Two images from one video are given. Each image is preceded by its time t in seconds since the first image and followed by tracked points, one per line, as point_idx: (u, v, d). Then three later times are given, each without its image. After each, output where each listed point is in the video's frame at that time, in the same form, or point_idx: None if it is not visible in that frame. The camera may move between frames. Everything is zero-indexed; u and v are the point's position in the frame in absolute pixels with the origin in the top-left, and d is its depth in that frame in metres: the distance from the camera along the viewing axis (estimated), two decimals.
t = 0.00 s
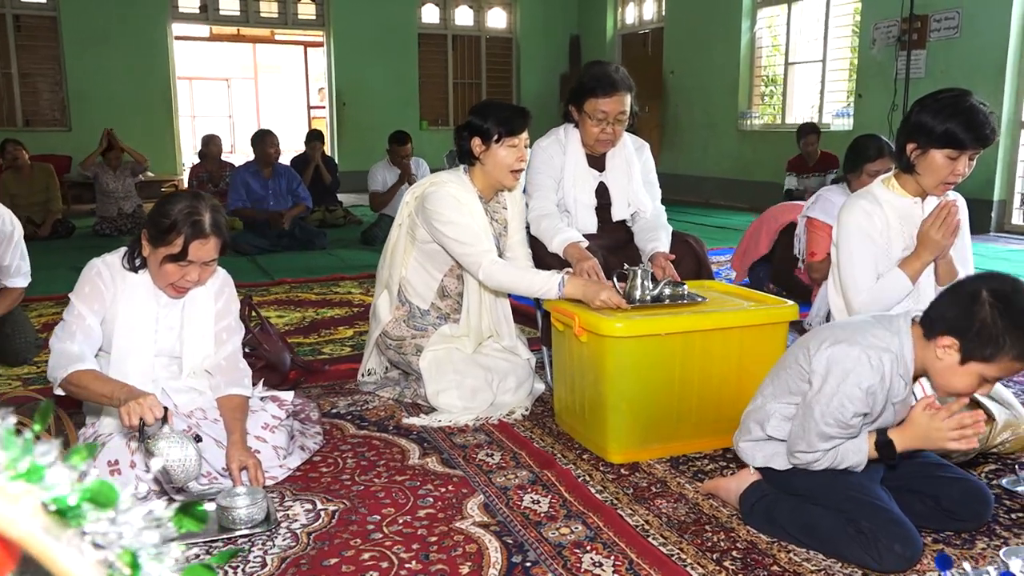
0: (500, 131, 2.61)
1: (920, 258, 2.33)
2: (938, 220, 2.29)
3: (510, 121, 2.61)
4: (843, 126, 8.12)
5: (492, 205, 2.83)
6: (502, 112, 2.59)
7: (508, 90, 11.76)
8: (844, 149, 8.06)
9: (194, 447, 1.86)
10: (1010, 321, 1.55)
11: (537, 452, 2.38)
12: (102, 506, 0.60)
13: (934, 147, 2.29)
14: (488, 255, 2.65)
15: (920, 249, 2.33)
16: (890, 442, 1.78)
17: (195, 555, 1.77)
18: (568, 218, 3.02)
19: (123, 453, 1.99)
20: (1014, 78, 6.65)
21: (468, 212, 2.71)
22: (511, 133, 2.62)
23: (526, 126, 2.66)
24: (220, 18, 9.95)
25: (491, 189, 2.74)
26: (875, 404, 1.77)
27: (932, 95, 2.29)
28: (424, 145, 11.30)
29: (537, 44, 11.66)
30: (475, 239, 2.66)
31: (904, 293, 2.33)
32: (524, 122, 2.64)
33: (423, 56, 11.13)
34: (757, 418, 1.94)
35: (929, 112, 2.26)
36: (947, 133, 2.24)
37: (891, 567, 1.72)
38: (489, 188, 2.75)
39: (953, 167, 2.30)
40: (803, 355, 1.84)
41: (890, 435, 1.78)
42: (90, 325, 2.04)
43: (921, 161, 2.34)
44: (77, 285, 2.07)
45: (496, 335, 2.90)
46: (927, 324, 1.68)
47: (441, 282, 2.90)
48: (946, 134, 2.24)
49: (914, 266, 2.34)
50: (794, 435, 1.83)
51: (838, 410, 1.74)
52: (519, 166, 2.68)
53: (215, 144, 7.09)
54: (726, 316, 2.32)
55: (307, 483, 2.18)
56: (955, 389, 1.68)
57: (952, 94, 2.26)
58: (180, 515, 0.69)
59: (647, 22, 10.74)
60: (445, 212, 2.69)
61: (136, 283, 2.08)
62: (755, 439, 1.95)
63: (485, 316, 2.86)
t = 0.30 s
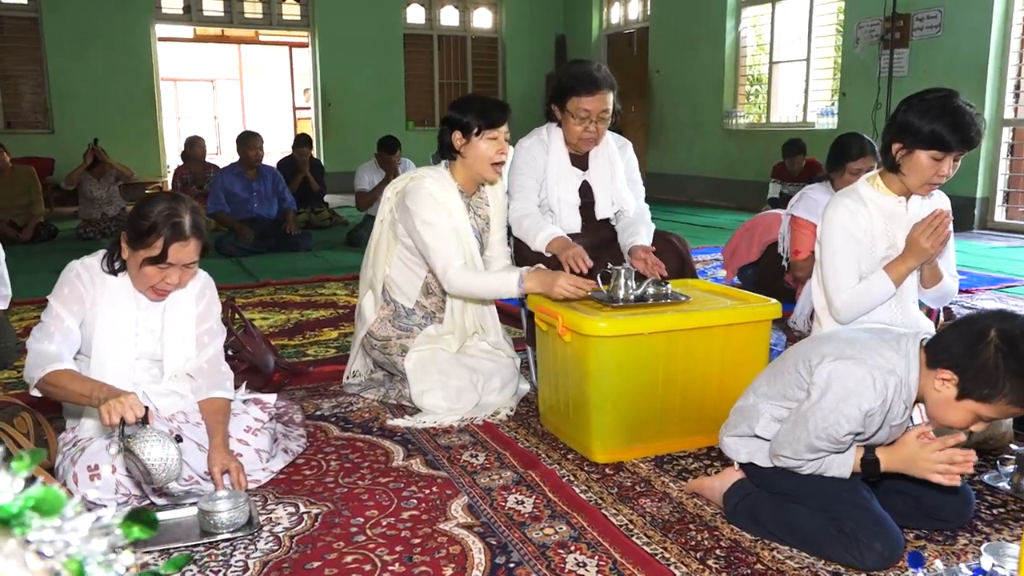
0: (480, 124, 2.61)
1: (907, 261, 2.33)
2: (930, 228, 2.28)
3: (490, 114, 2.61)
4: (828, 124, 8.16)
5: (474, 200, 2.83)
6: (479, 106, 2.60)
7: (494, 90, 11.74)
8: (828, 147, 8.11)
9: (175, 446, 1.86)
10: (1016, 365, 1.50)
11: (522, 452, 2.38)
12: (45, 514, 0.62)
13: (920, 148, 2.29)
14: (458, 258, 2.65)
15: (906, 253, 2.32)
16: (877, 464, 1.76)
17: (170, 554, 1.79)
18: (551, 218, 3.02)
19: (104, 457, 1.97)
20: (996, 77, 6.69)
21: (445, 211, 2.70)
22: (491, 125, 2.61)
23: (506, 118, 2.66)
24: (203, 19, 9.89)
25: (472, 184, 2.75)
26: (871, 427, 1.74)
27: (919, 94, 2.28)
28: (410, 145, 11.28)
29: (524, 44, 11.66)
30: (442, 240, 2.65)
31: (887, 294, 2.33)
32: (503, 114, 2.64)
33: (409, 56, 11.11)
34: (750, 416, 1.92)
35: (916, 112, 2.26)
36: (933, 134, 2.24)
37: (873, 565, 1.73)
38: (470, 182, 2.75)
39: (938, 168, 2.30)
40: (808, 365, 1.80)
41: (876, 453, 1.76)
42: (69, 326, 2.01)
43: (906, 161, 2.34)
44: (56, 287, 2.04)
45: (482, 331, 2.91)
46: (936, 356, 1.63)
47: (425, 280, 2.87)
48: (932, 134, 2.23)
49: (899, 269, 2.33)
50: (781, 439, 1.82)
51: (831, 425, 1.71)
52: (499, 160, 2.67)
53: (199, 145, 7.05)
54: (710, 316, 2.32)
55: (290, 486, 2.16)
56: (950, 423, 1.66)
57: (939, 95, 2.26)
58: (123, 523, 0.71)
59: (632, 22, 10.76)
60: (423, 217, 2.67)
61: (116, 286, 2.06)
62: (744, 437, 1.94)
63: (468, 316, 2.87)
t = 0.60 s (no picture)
0: (453, 115, 2.69)
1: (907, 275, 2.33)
2: (938, 255, 2.26)
3: (463, 105, 2.69)
4: (815, 124, 8.18)
5: (456, 192, 2.87)
6: (451, 100, 2.69)
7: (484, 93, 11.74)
8: (815, 147, 8.15)
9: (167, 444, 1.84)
10: (988, 355, 1.51)
11: (511, 454, 2.38)
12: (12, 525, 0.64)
13: (911, 152, 2.28)
14: (404, 252, 2.74)
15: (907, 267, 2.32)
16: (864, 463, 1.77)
17: (158, 559, 1.78)
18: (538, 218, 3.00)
19: (92, 464, 1.97)
20: (982, 76, 6.72)
21: (413, 203, 2.76)
22: (464, 114, 2.69)
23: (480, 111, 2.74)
24: (191, 22, 9.84)
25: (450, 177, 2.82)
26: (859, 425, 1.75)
27: (915, 98, 2.27)
28: (400, 148, 11.26)
29: (512, 45, 11.66)
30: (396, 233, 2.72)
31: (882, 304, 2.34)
32: (476, 104, 2.71)
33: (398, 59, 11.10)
34: (740, 416, 1.93)
35: (910, 116, 2.25)
36: (925, 139, 2.23)
37: (861, 563, 1.74)
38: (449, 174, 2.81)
39: (927, 173, 2.30)
40: (796, 364, 1.80)
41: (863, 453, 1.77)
42: (55, 331, 2.00)
43: (898, 165, 2.33)
44: (41, 293, 2.03)
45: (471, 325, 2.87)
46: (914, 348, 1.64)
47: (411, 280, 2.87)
48: (924, 139, 2.22)
49: (897, 282, 2.34)
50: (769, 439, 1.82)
51: (818, 424, 1.72)
52: (475, 149, 2.72)
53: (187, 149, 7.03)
54: (698, 316, 2.32)
55: (279, 491, 2.16)
56: (932, 419, 1.66)
57: (935, 100, 2.24)
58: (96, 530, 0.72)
59: (620, 23, 10.79)
60: (389, 214, 2.73)
61: (101, 292, 2.05)
62: (734, 436, 1.95)
63: (459, 316, 2.84)
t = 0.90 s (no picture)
0: (413, 106, 2.73)
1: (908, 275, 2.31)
2: (946, 251, 2.23)
3: (424, 95, 2.74)
4: (801, 122, 8.23)
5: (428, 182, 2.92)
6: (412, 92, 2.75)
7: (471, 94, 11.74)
8: (802, 145, 8.18)
9: (160, 443, 1.78)
10: (927, 302, 1.54)
11: (501, 453, 2.39)
12: None
13: (905, 161, 2.25)
14: (364, 235, 2.79)
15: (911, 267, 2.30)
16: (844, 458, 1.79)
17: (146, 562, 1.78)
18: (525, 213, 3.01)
19: (79, 467, 1.96)
20: (966, 74, 6.76)
21: (380, 194, 2.81)
22: (427, 104, 2.74)
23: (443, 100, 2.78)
24: (176, 23, 9.79)
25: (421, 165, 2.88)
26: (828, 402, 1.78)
27: (917, 104, 2.22)
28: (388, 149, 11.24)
29: (500, 44, 11.66)
30: (359, 219, 2.78)
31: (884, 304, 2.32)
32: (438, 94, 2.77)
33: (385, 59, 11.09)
34: (718, 413, 1.95)
35: (913, 124, 2.19)
36: (924, 149, 2.18)
37: (849, 557, 1.74)
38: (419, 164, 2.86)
39: (920, 183, 2.27)
40: (760, 351, 1.84)
41: (846, 451, 1.80)
42: (42, 332, 1.99)
43: (895, 172, 2.31)
44: (28, 294, 2.02)
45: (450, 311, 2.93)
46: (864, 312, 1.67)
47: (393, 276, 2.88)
48: (924, 149, 2.18)
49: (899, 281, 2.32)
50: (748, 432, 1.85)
51: (787, 408, 1.75)
52: (438, 137, 2.77)
53: (173, 150, 7.00)
54: (683, 312, 2.33)
55: (268, 492, 2.16)
56: (896, 379, 1.67)
57: (938, 110, 2.19)
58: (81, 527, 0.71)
59: (607, 22, 10.82)
60: (354, 204, 2.79)
61: (88, 294, 2.04)
62: (714, 434, 1.97)
63: (431, 298, 2.88)
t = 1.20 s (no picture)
0: (383, 104, 2.74)
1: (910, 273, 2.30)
2: (942, 244, 2.24)
3: (393, 93, 2.74)
4: (796, 121, 8.26)
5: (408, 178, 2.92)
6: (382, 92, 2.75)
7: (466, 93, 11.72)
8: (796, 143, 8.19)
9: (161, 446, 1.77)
10: (880, 242, 1.68)
11: (496, 451, 2.39)
12: None
13: (921, 181, 2.21)
14: (347, 230, 2.79)
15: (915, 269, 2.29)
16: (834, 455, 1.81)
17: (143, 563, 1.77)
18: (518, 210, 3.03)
19: (74, 467, 1.96)
20: (959, 72, 6.77)
21: (362, 189, 2.81)
22: (400, 102, 2.74)
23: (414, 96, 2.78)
24: (170, 22, 9.74)
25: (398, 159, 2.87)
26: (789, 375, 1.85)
27: (938, 124, 2.17)
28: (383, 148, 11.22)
29: (494, 43, 11.64)
30: (340, 215, 2.79)
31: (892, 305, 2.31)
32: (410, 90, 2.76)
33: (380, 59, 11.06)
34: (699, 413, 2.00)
35: (935, 145, 2.15)
36: (942, 172, 2.15)
37: (843, 555, 1.75)
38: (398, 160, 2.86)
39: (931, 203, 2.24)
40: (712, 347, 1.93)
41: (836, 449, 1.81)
42: (37, 332, 1.98)
43: (909, 189, 2.27)
44: (22, 295, 2.01)
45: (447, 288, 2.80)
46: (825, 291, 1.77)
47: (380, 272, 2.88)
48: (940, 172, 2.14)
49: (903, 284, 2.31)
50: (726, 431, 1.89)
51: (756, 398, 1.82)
52: (410, 134, 2.78)
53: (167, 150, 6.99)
54: (677, 310, 2.34)
55: (264, 492, 2.15)
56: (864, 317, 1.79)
57: (960, 132, 2.14)
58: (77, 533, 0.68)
59: (601, 21, 10.82)
60: (334, 202, 2.80)
61: (82, 294, 2.04)
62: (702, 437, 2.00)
63: (418, 287, 2.81)
